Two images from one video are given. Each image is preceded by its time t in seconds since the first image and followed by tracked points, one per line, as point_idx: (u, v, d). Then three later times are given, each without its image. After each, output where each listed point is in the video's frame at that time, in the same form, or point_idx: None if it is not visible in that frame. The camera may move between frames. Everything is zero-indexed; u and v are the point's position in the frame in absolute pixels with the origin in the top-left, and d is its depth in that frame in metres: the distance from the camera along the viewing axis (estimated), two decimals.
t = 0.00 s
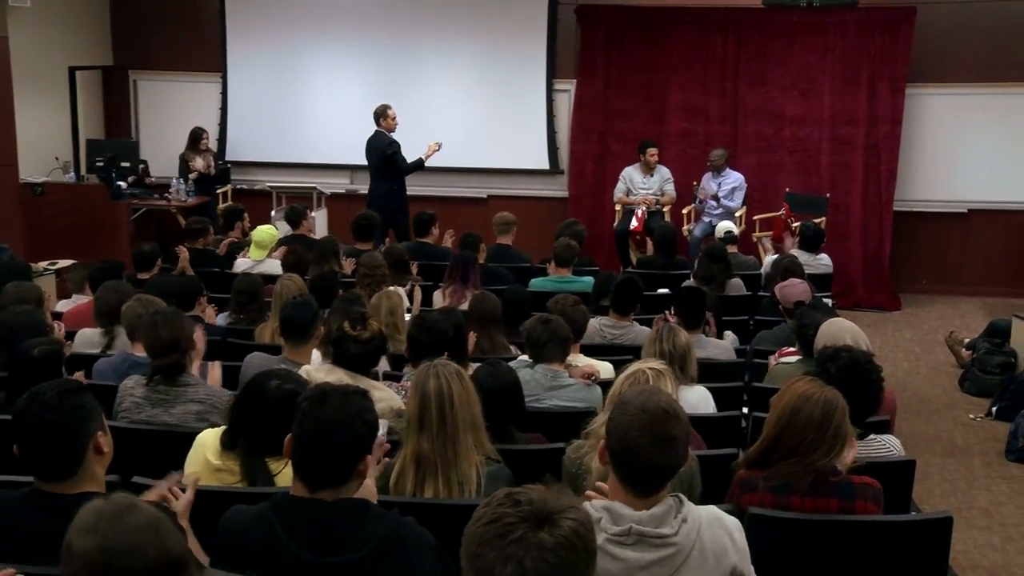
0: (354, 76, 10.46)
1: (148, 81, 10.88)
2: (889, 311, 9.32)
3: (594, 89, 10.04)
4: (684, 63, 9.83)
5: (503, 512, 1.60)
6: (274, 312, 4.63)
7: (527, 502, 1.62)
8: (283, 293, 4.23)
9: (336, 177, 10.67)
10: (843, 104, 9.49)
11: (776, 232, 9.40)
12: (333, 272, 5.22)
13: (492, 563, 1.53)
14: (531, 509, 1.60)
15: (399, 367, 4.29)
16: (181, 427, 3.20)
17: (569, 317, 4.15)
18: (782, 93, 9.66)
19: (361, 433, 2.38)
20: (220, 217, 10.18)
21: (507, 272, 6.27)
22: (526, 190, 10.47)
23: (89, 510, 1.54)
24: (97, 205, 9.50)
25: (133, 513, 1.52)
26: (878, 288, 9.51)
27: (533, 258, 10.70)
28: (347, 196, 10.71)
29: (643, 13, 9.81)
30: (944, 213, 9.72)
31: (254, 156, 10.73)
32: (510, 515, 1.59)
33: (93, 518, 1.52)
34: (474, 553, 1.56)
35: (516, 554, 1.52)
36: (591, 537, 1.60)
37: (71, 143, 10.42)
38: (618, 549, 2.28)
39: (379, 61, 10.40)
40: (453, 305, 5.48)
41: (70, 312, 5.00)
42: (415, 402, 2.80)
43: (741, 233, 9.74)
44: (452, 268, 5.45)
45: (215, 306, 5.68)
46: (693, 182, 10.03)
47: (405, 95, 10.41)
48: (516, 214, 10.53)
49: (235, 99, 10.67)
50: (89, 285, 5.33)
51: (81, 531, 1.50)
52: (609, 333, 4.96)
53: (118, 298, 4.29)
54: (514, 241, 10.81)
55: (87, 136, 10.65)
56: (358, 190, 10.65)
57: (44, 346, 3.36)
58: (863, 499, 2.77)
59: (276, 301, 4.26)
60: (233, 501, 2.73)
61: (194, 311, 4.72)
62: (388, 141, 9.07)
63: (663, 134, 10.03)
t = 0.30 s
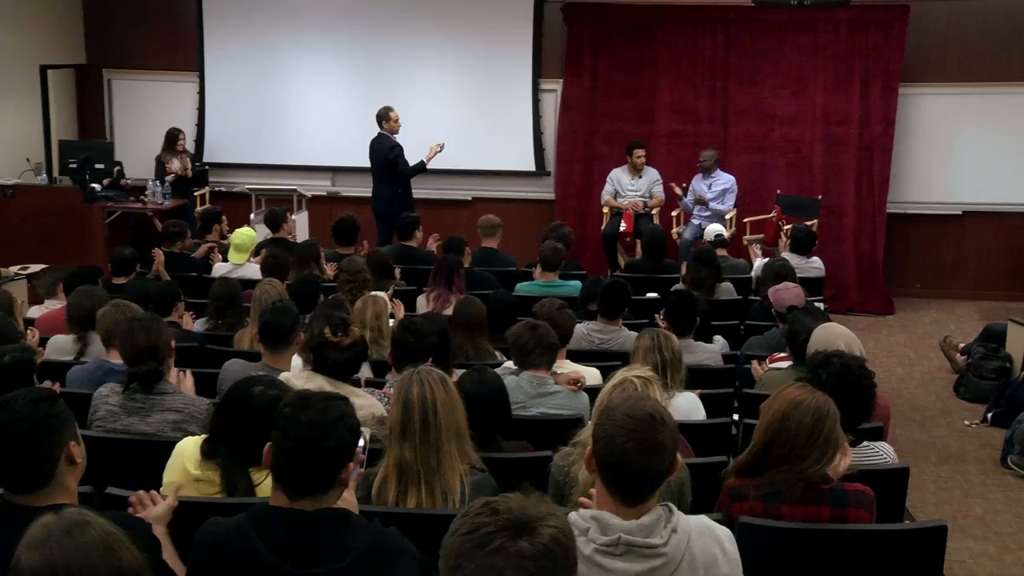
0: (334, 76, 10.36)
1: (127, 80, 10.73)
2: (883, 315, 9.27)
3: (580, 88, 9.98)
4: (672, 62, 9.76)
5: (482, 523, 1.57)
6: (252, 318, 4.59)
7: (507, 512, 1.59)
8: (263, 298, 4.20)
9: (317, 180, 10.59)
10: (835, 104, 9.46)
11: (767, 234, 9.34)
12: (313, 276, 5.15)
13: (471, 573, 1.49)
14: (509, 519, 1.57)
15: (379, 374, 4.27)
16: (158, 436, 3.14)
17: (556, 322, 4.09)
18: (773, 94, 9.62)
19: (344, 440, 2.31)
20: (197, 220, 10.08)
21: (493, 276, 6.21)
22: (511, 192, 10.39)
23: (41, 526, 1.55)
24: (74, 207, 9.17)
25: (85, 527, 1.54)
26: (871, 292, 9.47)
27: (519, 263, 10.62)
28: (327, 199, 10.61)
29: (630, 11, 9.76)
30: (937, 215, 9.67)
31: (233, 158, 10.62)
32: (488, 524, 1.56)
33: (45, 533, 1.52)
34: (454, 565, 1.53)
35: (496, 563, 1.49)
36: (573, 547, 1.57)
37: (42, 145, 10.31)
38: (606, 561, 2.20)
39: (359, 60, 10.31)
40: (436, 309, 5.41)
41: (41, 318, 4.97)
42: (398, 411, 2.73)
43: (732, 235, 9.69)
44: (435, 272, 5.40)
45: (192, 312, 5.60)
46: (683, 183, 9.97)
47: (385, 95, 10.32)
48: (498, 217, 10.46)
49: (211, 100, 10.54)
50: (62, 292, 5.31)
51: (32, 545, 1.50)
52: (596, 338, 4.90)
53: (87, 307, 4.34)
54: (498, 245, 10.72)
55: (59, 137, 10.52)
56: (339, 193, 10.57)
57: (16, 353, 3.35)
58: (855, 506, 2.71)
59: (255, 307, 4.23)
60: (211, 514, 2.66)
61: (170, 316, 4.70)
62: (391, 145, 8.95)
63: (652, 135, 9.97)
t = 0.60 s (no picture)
0: (316, 77, 10.29)
1: (105, 80, 10.63)
2: (877, 321, 9.23)
3: (567, 87, 9.91)
4: (662, 62, 9.70)
5: (465, 534, 1.52)
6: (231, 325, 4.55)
7: (492, 523, 1.53)
8: (243, 304, 4.16)
9: (298, 184, 10.49)
10: (827, 105, 9.41)
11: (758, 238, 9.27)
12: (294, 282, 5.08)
13: None
14: (494, 530, 1.51)
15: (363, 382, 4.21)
16: (133, 446, 3.11)
17: (544, 328, 4.02)
18: (764, 95, 9.57)
19: (326, 449, 2.23)
20: (173, 223, 9.98)
21: (478, 282, 6.14)
22: (494, 195, 10.33)
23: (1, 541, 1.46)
24: (40, 206, 9.24)
25: (46, 544, 1.44)
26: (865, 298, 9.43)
27: (505, 268, 10.54)
28: (308, 203, 10.51)
29: (617, 11, 9.71)
30: (934, 218, 9.64)
31: (213, 161, 10.53)
32: (471, 536, 1.50)
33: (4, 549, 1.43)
34: None
35: None
36: (561, 559, 1.51)
37: (15, 148, 10.18)
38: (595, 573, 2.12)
39: (340, 60, 10.24)
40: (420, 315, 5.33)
41: (14, 326, 4.88)
42: (382, 419, 2.67)
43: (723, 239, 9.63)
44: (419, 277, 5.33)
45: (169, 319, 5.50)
46: (672, 186, 9.90)
47: (367, 95, 10.25)
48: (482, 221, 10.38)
49: (190, 101, 10.47)
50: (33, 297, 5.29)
51: None
52: (582, 344, 4.83)
53: (60, 313, 4.31)
54: (484, 250, 10.65)
55: (34, 140, 10.39)
56: (321, 196, 10.48)
57: None
58: (849, 516, 2.64)
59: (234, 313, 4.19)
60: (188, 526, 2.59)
61: (146, 323, 4.67)
62: (392, 143, 9.07)
63: (641, 137, 9.90)
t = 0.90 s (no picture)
0: (297, 76, 10.20)
1: (85, 80, 10.51)
2: (873, 326, 9.18)
3: (555, 86, 9.84)
4: (652, 61, 9.64)
5: (456, 548, 1.52)
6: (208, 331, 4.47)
7: (483, 537, 1.53)
8: (220, 310, 4.09)
9: (278, 186, 10.40)
10: (821, 105, 9.36)
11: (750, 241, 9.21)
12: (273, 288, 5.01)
13: None
14: (485, 546, 1.51)
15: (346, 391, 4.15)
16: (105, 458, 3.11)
17: (532, 334, 3.95)
18: (757, 95, 9.51)
19: (309, 459, 2.15)
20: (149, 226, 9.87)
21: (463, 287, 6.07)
22: (480, 198, 10.25)
23: None
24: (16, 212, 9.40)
25: (15, 560, 1.38)
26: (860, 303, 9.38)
27: (491, 272, 10.45)
28: (288, 207, 10.42)
29: (604, 10, 9.65)
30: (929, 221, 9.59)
31: (191, 162, 10.43)
32: (463, 551, 1.51)
33: None
34: None
35: None
36: None
37: None
38: None
39: (320, 59, 10.15)
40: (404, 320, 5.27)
41: None
42: (366, 430, 2.59)
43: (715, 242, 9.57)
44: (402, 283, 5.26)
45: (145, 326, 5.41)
46: (662, 187, 9.85)
47: (347, 95, 10.16)
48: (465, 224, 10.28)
49: (168, 100, 10.38)
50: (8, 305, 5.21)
51: None
52: (570, 351, 4.77)
53: (31, 320, 4.21)
54: (470, 254, 10.56)
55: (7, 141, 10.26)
56: (302, 199, 10.39)
57: None
58: (844, 528, 2.57)
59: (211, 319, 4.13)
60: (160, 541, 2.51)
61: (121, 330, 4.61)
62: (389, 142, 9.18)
63: (630, 138, 9.84)
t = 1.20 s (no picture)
0: (275, 75, 10.12)
1: (62, 79, 10.40)
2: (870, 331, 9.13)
3: (542, 85, 9.76)
4: (642, 60, 9.58)
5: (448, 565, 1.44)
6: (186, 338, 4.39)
7: (476, 552, 1.45)
8: (198, 317, 4.01)
9: (258, 188, 10.32)
10: (815, 104, 9.31)
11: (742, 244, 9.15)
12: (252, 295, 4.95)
13: None
14: (479, 562, 1.44)
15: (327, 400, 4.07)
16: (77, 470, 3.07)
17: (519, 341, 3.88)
18: (749, 94, 9.45)
19: (288, 468, 2.06)
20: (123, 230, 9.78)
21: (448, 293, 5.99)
22: (464, 200, 10.17)
23: None
24: None
25: None
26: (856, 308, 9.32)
27: (477, 276, 10.38)
28: (268, 209, 10.36)
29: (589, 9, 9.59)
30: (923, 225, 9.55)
31: (166, 164, 10.34)
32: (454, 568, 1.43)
33: None
34: None
35: None
36: None
37: None
38: None
39: (298, 58, 10.07)
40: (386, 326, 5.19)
41: None
42: (347, 440, 2.51)
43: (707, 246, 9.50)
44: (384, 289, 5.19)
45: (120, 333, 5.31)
46: (653, 188, 9.78)
47: (326, 94, 10.08)
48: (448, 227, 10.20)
49: (142, 100, 10.29)
50: None
51: None
52: (559, 358, 4.70)
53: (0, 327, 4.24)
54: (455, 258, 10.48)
55: None
56: (282, 202, 10.32)
57: None
58: (838, 539, 2.50)
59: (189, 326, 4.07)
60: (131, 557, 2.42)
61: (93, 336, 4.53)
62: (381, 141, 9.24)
63: (620, 139, 9.77)
